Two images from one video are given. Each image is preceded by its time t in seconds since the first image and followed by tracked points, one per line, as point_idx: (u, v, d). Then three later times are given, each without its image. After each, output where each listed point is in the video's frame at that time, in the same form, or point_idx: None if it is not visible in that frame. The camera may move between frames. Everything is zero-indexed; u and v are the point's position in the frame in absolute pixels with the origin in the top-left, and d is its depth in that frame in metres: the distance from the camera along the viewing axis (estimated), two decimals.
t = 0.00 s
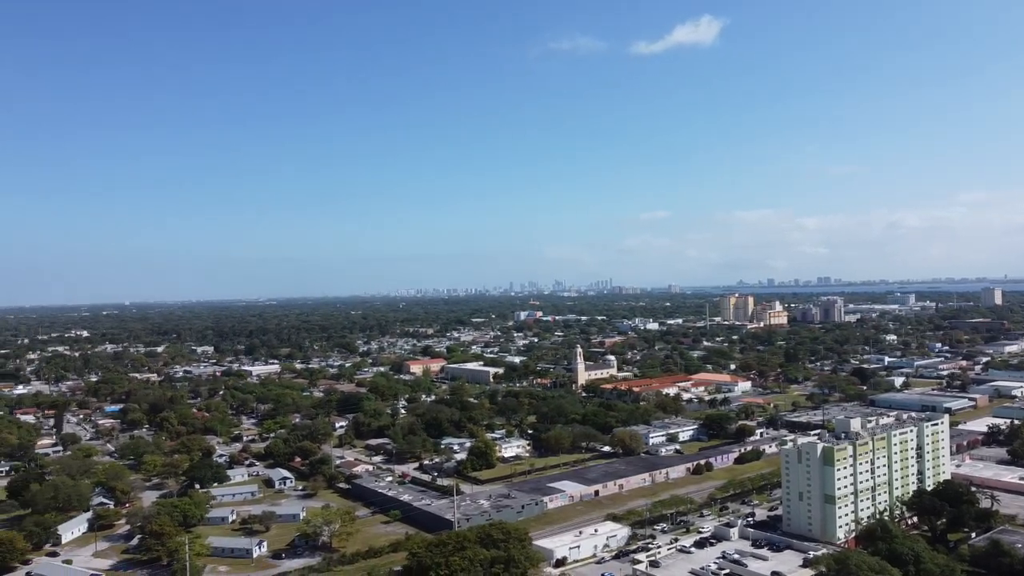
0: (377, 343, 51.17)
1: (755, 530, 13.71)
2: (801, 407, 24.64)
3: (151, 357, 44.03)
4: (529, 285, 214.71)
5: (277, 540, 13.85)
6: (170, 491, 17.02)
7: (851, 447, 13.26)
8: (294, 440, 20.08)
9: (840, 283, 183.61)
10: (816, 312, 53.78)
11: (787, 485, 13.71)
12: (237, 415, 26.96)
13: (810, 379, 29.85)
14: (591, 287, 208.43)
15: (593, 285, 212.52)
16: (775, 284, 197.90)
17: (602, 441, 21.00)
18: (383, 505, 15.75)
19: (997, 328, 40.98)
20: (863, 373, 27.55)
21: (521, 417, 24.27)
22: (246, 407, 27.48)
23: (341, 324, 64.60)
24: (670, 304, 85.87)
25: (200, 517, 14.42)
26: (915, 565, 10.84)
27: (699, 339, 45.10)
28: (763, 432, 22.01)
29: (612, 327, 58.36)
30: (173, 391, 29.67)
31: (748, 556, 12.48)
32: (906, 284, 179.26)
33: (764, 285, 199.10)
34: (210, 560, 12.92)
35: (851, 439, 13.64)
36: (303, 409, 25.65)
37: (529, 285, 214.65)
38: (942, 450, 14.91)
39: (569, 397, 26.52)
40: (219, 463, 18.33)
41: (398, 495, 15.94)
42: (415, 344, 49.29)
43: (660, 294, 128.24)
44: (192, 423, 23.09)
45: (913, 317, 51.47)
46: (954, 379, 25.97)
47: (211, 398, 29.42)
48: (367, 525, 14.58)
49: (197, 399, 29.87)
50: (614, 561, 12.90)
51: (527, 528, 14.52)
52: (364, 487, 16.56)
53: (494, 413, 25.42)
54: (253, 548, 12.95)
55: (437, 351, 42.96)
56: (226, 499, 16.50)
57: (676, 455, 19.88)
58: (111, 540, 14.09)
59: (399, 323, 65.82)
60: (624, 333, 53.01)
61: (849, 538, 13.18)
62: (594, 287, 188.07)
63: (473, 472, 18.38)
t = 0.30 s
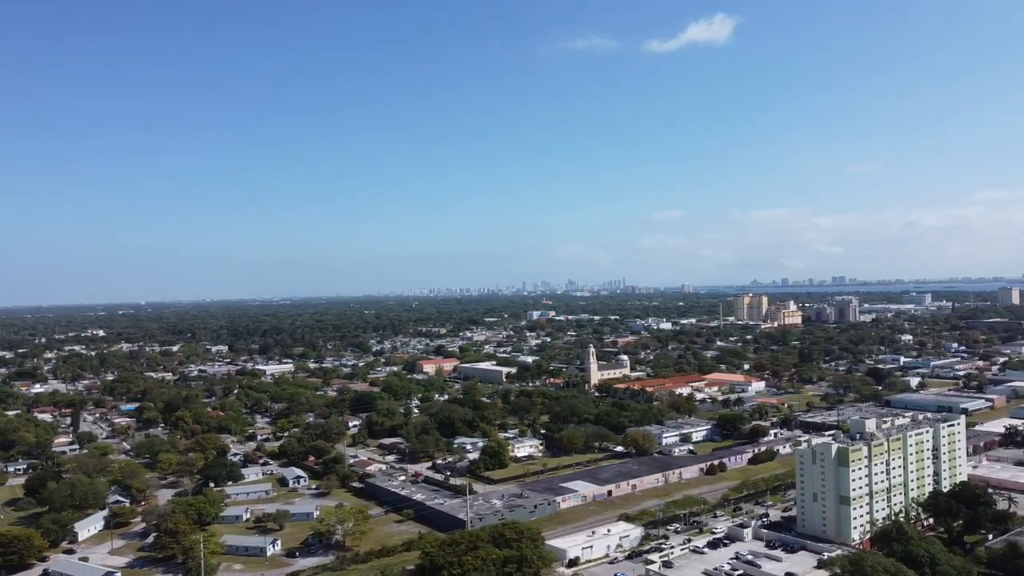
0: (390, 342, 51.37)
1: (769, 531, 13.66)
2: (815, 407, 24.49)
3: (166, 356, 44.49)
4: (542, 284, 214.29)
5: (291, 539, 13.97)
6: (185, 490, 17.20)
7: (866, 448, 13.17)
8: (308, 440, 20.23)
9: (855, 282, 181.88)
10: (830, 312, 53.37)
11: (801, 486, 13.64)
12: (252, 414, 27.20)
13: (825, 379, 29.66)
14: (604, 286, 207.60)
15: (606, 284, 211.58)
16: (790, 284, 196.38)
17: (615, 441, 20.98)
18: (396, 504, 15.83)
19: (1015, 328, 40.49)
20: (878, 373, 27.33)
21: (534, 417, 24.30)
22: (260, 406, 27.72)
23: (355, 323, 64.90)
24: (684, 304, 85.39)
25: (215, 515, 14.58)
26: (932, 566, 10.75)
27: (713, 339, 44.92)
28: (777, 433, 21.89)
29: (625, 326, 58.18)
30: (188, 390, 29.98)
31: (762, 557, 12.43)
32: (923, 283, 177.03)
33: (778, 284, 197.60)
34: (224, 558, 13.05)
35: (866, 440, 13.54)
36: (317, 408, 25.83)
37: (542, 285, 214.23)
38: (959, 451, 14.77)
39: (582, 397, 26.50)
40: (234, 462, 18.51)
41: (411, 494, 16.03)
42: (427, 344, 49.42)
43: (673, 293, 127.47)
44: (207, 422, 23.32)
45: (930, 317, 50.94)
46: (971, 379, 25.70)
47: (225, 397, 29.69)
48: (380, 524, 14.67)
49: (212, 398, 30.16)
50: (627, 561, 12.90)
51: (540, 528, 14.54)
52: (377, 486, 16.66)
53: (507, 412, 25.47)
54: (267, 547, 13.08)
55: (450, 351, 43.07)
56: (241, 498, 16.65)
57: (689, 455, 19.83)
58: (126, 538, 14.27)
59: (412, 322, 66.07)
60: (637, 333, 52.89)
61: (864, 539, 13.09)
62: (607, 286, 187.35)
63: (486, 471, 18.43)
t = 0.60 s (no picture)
0: (403, 342, 51.52)
1: (783, 532, 13.60)
2: (830, 408, 24.32)
3: (181, 355, 44.90)
4: (555, 284, 213.87)
5: (304, 538, 14.09)
6: (199, 488, 17.39)
7: (881, 449, 13.07)
8: (321, 439, 20.37)
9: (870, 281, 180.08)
10: (845, 311, 52.91)
11: (816, 487, 13.56)
12: (265, 413, 27.42)
13: (840, 379, 29.44)
14: (616, 286, 206.67)
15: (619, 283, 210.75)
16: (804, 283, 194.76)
17: (627, 442, 20.95)
18: (408, 504, 15.92)
19: None
20: (893, 374, 27.09)
21: (546, 417, 24.31)
22: (274, 405, 27.94)
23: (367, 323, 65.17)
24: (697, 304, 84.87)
25: (229, 513, 14.72)
26: (948, 568, 10.67)
27: (726, 338, 44.70)
28: (791, 433, 21.76)
29: (637, 326, 57.95)
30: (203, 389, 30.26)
31: (776, 558, 12.38)
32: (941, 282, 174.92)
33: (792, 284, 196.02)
34: (239, 556, 13.18)
35: (881, 441, 13.44)
36: (330, 408, 26.00)
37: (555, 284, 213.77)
38: (975, 452, 14.63)
39: (595, 397, 26.47)
40: (248, 461, 18.68)
41: (424, 493, 16.10)
42: (440, 344, 49.55)
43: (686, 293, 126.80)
44: (221, 421, 23.53)
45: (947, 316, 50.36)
46: (988, 379, 25.43)
47: (239, 396, 29.95)
48: (394, 524, 14.75)
49: (226, 397, 30.43)
50: (640, 561, 12.89)
51: (553, 528, 14.56)
52: (390, 485, 16.75)
53: (519, 412, 25.51)
54: (281, 545, 13.20)
55: (462, 351, 43.15)
56: (255, 496, 16.81)
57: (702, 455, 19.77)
58: (142, 536, 14.45)
59: (425, 322, 66.23)
60: (650, 333, 52.72)
61: (879, 541, 13.00)
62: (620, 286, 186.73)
63: (498, 471, 18.47)
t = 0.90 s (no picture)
0: (416, 342, 51.69)
1: (797, 533, 13.54)
2: (844, 408, 24.16)
3: (195, 355, 45.31)
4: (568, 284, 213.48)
5: (317, 537, 14.20)
6: (213, 487, 17.56)
7: (896, 449, 12.98)
8: (334, 438, 20.50)
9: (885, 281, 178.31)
10: (860, 311, 52.50)
11: (830, 488, 13.49)
12: (279, 412, 27.64)
13: (854, 380, 29.24)
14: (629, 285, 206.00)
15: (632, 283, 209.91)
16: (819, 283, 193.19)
17: (640, 442, 20.92)
18: (421, 503, 16.00)
19: None
20: (909, 374, 26.86)
21: (559, 416, 24.34)
22: (287, 405, 28.15)
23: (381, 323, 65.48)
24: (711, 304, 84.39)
25: (243, 512, 14.88)
26: (964, 571, 10.58)
27: (740, 338, 44.50)
28: (806, 434, 21.64)
29: (650, 326, 57.76)
30: (217, 388, 30.54)
31: (790, 559, 12.34)
32: (958, 282, 172.86)
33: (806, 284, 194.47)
34: (252, 555, 13.31)
35: (896, 442, 13.35)
36: (343, 407, 26.16)
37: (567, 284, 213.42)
38: (992, 453, 14.49)
39: (608, 397, 26.45)
40: (262, 460, 18.85)
41: (436, 492, 16.18)
42: (453, 343, 49.71)
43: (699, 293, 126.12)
44: (235, 420, 23.73)
45: (964, 316, 49.82)
46: (1005, 380, 25.17)
47: (253, 395, 30.21)
48: (406, 523, 14.85)
49: (240, 396, 30.70)
50: (653, 562, 12.89)
51: (565, 528, 14.59)
52: (403, 485, 16.85)
53: (531, 412, 25.55)
54: (294, 544, 13.32)
55: (475, 350, 43.24)
56: (268, 495, 16.96)
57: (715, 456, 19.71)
58: (157, 534, 14.62)
59: (437, 322, 66.44)
60: (662, 333, 52.60)
61: (894, 543, 12.91)
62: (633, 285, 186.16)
63: (511, 471, 18.52)
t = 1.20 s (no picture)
0: (428, 341, 51.85)
1: (811, 534, 13.49)
2: (859, 408, 24.01)
3: (210, 354, 45.70)
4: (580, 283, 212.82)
5: (331, 536, 14.31)
6: (228, 485, 17.74)
7: (913, 451, 12.90)
8: (347, 437, 20.63)
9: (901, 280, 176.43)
10: (875, 311, 52.06)
11: (845, 489, 13.42)
12: (293, 411, 27.85)
13: (870, 380, 29.03)
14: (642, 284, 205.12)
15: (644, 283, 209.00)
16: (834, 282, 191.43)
17: (653, 442, 20.89)
18: (434, 502, 16.09)
19: None
20: (925, 375, 26.62)
21: (571, 416, 24.36)
22: (301, 404, 28.35)
23: (394, 322, 65.74)
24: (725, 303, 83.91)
25: (257, 511, 15.03)
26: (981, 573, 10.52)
27: (754, 338, 44.27)
28: (820, 434, 21.52)
29: (663, 326, 57.52)
30: (231, 387, 30.81)
31: (804, 560, 12.30)
32: (976, 281, 170.82)
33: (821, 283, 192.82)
34: (266, 553, 13.44)
35: (912, 443, 13.26)
36: (357, 406, 26.33)
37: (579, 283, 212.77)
38: (1009, 454, 14.37)
39: (620, 397, 26.43)
40: (276, 459, 19.00)
41: (449, 492, 16.26)
42: (465, 343, 49.81)
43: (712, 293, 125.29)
44: (250, 419, 23.91)
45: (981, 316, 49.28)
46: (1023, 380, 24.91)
47: (267, 395, 30.46)
48: (419, 522, 14.94)
49: (254, 395, 30.96)
50: (666, 562, 12.89)
51: (578, 528, 14.61)
52: (416, 484, 16.94)
53: (544, 412, 25.58)
54: (307, 543, 13.43)
55: (488, 350, 43.32)
56: (282, 494, 17.11)
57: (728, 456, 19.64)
58: (171, 533, 14.80)
59: (450, 322, 66.64)
60: (676, 332, 52.43)
61: (909, 544, 12.83)
62: (646, 285, 185.37)
63: (523, 470, 18.55)
